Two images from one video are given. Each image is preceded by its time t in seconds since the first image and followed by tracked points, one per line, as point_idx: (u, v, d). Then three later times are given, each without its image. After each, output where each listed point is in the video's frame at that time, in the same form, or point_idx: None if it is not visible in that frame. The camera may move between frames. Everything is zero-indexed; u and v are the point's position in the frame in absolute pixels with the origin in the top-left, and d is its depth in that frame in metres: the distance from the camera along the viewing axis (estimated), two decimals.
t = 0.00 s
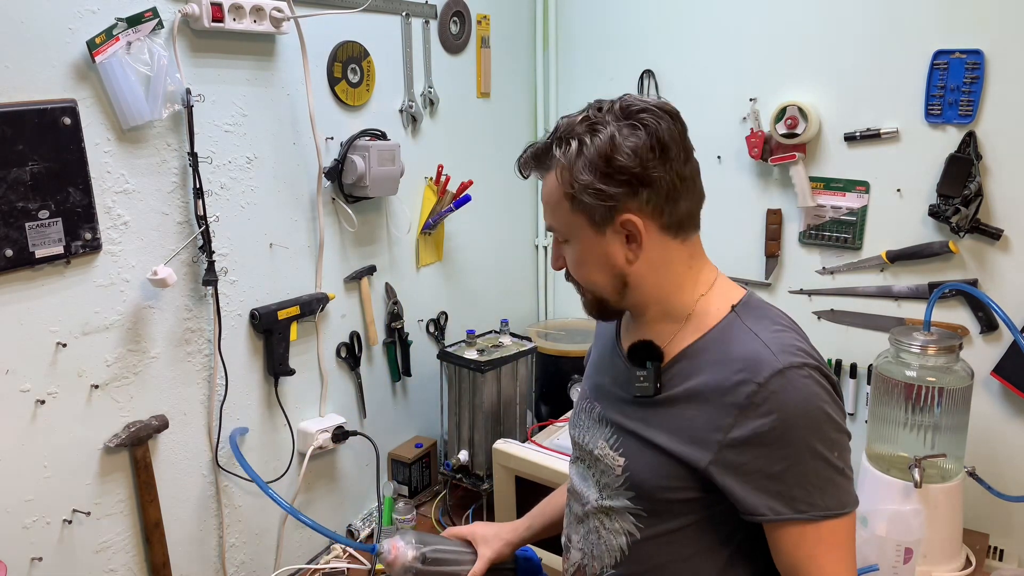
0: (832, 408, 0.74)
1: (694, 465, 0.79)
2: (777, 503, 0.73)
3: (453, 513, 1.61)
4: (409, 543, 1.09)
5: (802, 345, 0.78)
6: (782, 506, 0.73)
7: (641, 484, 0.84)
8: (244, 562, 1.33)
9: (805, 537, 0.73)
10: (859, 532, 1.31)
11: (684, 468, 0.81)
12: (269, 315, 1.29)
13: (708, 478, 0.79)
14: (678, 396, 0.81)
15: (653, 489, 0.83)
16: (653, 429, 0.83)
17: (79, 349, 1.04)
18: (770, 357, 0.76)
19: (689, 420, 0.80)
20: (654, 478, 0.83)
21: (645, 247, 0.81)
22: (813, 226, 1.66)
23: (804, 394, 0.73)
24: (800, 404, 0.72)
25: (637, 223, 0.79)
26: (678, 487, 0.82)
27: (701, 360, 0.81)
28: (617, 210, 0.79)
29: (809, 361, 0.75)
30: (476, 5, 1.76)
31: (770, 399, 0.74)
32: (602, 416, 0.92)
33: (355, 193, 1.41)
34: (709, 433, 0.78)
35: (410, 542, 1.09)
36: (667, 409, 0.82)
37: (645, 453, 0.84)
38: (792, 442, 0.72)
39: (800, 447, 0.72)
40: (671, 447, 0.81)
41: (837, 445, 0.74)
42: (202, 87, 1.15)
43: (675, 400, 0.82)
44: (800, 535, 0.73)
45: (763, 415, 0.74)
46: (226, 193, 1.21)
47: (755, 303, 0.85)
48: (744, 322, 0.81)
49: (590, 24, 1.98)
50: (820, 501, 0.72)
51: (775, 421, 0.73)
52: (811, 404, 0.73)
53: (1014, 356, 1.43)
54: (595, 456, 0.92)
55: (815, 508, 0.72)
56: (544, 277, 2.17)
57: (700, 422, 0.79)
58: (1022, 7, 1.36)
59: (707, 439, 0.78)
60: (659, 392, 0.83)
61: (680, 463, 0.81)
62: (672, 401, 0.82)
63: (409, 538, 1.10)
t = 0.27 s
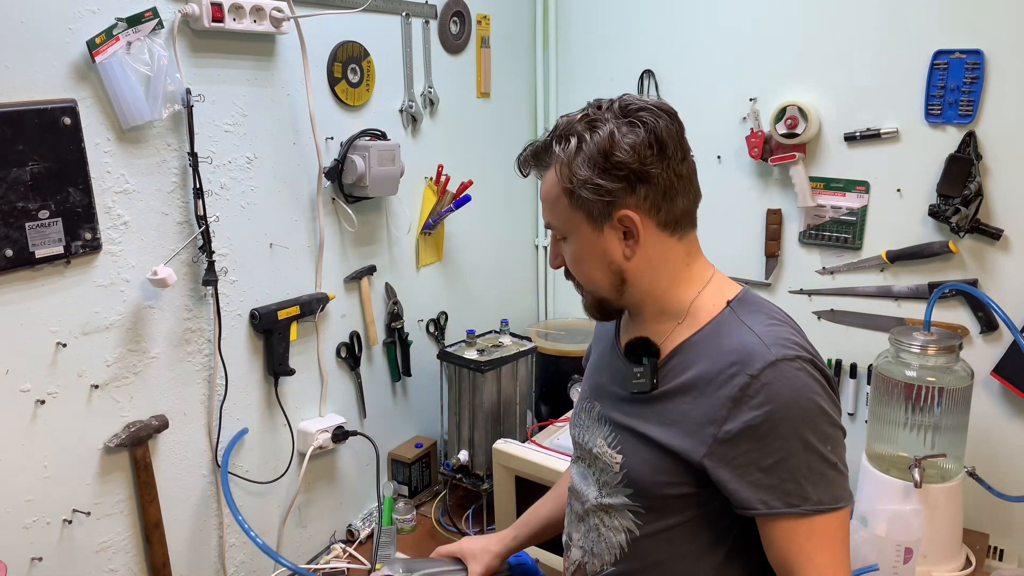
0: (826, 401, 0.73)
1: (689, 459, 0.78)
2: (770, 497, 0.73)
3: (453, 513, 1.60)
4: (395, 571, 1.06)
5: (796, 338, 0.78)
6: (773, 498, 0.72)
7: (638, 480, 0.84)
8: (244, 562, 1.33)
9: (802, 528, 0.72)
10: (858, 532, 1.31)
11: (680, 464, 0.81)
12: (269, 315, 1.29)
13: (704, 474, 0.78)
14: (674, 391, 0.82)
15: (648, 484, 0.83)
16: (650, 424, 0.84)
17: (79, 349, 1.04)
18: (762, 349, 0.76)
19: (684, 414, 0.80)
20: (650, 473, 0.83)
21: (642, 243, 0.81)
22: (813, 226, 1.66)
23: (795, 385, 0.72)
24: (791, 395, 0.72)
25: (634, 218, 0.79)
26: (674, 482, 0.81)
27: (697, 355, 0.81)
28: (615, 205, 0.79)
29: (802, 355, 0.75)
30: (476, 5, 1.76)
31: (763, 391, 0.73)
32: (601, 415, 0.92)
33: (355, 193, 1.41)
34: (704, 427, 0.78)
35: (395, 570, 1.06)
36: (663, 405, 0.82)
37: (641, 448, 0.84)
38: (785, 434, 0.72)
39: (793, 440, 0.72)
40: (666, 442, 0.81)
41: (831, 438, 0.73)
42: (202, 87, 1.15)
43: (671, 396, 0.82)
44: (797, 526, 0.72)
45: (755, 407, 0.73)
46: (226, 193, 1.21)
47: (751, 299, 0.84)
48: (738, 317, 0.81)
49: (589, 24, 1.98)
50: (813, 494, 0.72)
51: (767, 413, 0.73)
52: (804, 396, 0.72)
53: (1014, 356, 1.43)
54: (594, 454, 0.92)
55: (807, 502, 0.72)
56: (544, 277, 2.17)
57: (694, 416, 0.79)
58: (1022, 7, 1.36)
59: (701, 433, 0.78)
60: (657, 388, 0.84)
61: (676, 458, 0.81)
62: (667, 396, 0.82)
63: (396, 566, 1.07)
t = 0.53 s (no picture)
0: (819, 391, 0.74)
1: (687, 455, 0.78)
2: (767, 488, 0.73)
3: (453, 513, 1.60)
4: None
5: (787, 330, 0.79)
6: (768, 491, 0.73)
7: (635, 476, 0.84)
8: (244, 562, 1.33)
9: (799, 521, 0.72)
10: (858, 531, 1.32)
11: (677, 459, 0.81)
12: (269, 315, 1.29)
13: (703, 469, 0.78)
14: (670, 387, 0.82)
15: (645, 480, 0.83)
16: (646, 420, 0.84)
17: (79, 349, 1.04)
18: (754, 342, 0.76)
19: (680, 410, 0.80)
20: (647, 469, 0.83)
21: (633, 241, 0.82)
22: (813, 226, 1.66)
23: (787, 376, 0.73)
24: (784, 386, 0.72)
25: (625, 216, 0.80)
26: (672, 477, 0.82)
27: (691, 351, 0.81)
28: (606, 204, 0.80)
29: (793, 346, 0.75)
30: (476, 5, 1.76)
31: (756, 383, 0.74)
32: (597, 413, 0.92)
33: (355, 193, 1.42)
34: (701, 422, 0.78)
35: None
36: (659, 400, 0.83)
37: (637, 445, 0.84)
38: (779, 425, 0.72)
39: (788, 430, 0.72)
40: (663, 437, 0.81)
41: (826, 429, 0.73)
42: (202, 87, 1.15)
43: (666, 392, 0.82)
44: (792, 519, 0.72)
45: (748, 399, 0.74)
46: (226, 193, 1.21)
47: (742, 294, 0.85)
48: (730, 311, 0.81)
49: (589, 24, 1.98)
50: (810, 484, 0.72)
51: (760, 405, 0.73)
52: (797, 386, 0.73)
53: (1014, 356, 1.43)
54: (591, 453, 0.92)
55: (804, 492, 0.72)
56: (544, 276, 2.17)
57: (689, 411, 0.79)
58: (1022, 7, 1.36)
59: (697, 427, 0.78)
60: (651, 384, 0.84)
61: (673, 453, 0.81)
62: (662, 392, 0.82)
63: None
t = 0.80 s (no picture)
0: (810, 374, 0.75)
1: (688, 449, 0.79)
2: (769, 474, 0.74)
3: (453, 513, 1.60)
4: None
5: (774, 318, 0.80)
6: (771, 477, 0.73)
7: (635, 471, 0.85)
8: (243, 562, 1.33)
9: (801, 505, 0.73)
10: (858, 531, 1.30)
11: (677, 452, 0.81)
12: (269, 315, 1.29)
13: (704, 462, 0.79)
14: (666, 383, 0.82)
15: (645, 474, 0.84)
16: (642, 415, 0.84)
17: (79, 349, 1.03)
18: (744, 331, 0.77)
19: (677, 405, 0.81)
20: (646, 463, 0.83)
21: (620, 241, 0.82)
22: (813, 226, 1.66)
23: (779, 363, 0.74)
24: (777, 372, 0.74)
25: (613, 217, 0.80)
26: (672, 470, 0.82)
27: (684, 345, 0.82)
28: (593, 205, 0.80)
29: (781, 332, 0.77)
30: (476, 5, 1.76)
31: (750, 371, 0.75)
32: (591, 414, 0.93)
33: (355, 193, 1.41)
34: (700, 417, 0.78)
35: None
36: (654, 395, 0.83)
37: (635, 439, 0.85)
38: (775, 411, 0.73)
39: (784, 416, 0.73)
40: (661, 431, 0.82)
41: (820, 411, 0.75)
42: (202, 87, 1.15)
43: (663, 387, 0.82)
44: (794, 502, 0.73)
45: (744, 388, 0.75)
46: (226, 193, 1.21)
47: (726, 286, 0.86)
48: (717, 304, 0.83)
49: (590, 23, 1.98)
50: (810, 466, 0.73)
51: (756, 393, 0.74)
52: (789, 371, 0.74)
53: (1014, 356, 1.43)
54: (588, 454, 0.92)
55: (805, 474, 0.72)
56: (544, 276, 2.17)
57: (686, 405, 0.80)
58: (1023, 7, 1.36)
59: (695, 419, 0.78)
60: (646, 380, 0.84)
61: (672, 447, 0.81)
62: (657, 387, 0.83)
63: None
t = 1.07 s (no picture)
0: (810, 376, 0.75)
1: (688, 450, 0.79)
2: (768, 476, 0.74)
3: (453, 513, 1.60)
4: None
5: (775, 319, 0.80)
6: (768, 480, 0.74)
7: (634, 472, 0.85)
8: (243, 562, 1.33)
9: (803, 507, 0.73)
10: (858, 531, 1.30)
11: (676, 453, 0.81)
12: (269, 315, 1.29)
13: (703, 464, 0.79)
14: (665, 383, 0.82)
15: (644, 475, 0.84)
16: (642, 416, 0.84)
17: (79, 349, 1.04)
18: (745, 332, 0.77)
19: (677, 404, 0.81)
20: (645, 464, 0.83)
21: (622, 240, 0.82)
22: (813, 226, 1.66)
23: (779, 364, 0.74)
24: (778, 373, 0.74)
25: (615, 216, 0.80)
26: (671, 471, 0.82)
27: (684, 345, 0.82)
28: (597, 204, 0.80)
29: (782, 334, 0.77)
30: (476, 6, 1.76)
31: (751, 373, 0.75)
32: (589, 413, 0.92)
33: (355, 193, 1.42)
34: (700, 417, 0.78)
35: None
36: (654, 396, 0.83)
37: (633, 439, 0.85)
38: (775, 413, 0.74)
39: (784, 418, 0.73)
40: (660, 431, 0.82)
41: (819, 414, 0.75)
42: (202, 87, 1.15)
43: (662, 387, 0.82)
44: (796, 505, 0.73)
45: (744, 389, 0.75)
46: (226, 193, 1.21)
47: (727, 286, 0.86)
48: (718, 304, 0.83)
49: (590, 24, 1.98)
50: (809, 469, 0.73)
51: (755, 394, 0.74)
52: (789, 372, 0.74)
53: (1014, 356, 1.43)
54: (586, 454, 0.92)
55: (804, 477, 0.73)
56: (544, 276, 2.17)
57: (685, 406, 0.80)
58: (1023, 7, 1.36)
59: (694, 420, 0.78)
60: (645, 380, 0.84)
61: (672, 448, 0.82)
62: (655, 387, 0.83)
63: None
